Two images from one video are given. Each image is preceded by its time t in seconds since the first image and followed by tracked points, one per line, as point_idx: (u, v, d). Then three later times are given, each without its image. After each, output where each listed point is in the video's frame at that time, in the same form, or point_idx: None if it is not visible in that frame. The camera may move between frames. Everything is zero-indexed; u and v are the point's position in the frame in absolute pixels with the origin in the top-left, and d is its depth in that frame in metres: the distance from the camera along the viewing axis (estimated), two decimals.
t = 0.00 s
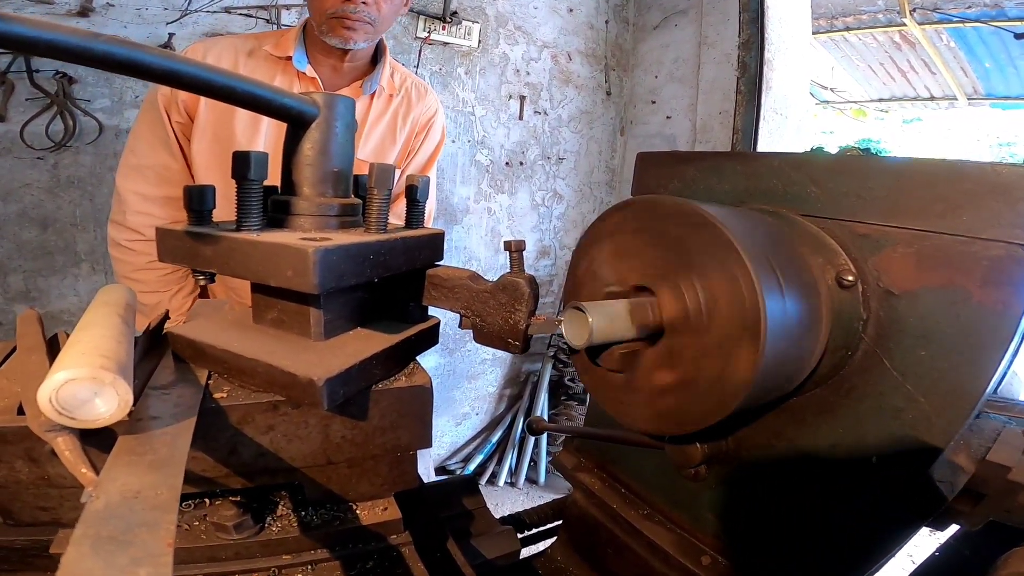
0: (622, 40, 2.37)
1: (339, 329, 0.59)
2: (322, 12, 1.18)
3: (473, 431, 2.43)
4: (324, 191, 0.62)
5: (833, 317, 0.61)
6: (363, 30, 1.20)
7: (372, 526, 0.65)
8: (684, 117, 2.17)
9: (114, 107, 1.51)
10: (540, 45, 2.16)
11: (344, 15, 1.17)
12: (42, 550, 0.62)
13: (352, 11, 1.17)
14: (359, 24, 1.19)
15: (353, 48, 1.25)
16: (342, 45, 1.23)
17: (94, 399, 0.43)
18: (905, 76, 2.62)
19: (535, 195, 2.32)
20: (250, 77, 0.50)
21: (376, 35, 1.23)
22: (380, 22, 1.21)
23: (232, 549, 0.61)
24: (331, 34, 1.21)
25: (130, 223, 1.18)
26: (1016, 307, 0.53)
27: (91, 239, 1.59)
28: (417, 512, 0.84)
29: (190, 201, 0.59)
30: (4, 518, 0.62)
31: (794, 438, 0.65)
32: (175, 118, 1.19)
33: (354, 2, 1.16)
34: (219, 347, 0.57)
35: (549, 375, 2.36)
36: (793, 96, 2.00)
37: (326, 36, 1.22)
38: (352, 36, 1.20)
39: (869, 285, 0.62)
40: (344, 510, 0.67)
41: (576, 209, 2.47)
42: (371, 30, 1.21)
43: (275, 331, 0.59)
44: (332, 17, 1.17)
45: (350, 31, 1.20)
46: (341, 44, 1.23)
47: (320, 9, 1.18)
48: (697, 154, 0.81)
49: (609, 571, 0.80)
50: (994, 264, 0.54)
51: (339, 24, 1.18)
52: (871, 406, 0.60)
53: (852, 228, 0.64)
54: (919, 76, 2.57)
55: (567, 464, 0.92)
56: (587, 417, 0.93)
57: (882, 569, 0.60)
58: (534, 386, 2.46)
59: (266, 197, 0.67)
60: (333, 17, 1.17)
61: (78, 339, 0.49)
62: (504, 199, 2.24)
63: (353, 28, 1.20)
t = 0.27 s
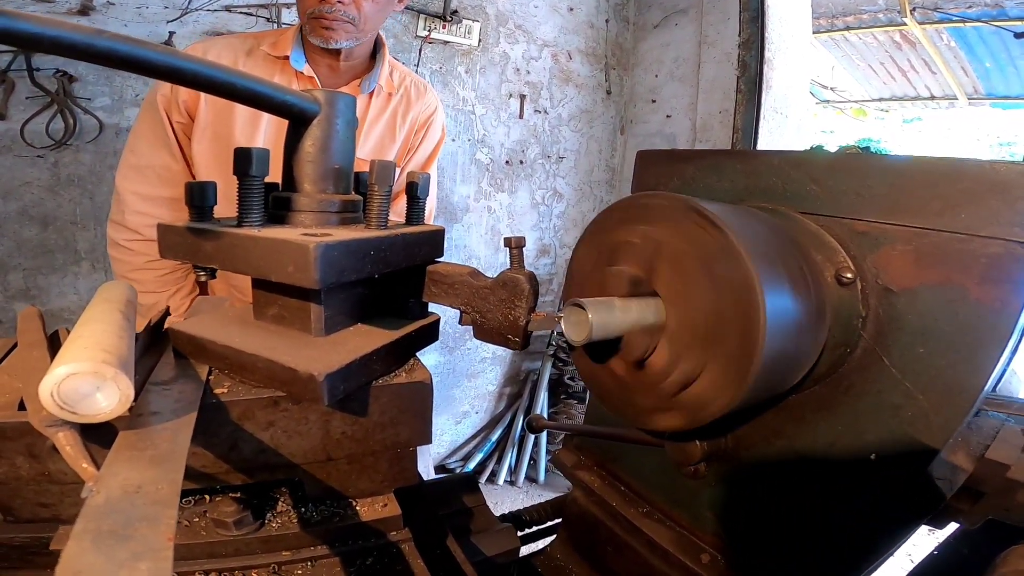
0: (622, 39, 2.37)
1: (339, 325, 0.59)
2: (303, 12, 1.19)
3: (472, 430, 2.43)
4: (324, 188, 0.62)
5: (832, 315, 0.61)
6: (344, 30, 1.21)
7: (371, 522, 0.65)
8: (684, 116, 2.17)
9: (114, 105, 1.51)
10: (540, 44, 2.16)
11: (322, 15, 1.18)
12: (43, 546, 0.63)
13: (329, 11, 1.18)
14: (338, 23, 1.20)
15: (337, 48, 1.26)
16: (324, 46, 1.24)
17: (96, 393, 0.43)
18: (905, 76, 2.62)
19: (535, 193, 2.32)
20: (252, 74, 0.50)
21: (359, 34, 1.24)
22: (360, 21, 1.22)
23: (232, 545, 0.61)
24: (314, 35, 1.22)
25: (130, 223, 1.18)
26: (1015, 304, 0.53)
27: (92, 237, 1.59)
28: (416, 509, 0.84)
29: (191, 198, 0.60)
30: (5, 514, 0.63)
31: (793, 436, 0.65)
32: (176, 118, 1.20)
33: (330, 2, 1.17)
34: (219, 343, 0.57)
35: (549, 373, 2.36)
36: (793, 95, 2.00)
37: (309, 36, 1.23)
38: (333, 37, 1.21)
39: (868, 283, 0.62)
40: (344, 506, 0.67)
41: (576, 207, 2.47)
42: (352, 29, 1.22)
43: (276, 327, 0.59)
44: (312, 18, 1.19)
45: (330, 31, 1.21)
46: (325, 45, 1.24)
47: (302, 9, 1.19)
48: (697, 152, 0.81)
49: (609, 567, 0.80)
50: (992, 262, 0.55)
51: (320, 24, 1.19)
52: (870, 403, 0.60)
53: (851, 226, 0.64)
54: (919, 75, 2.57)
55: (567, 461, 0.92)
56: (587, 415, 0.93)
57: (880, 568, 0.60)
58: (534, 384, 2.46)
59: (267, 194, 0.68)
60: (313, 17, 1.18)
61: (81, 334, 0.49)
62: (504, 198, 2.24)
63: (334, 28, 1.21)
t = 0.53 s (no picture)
0: (621, 37, 2.37)
1: (335, 322, 0.59)
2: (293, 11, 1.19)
3: (471, 429, 2.43)
4: (321, 184, 0.62)
5: (831, 312, 0.61)
6: (335, 27, 1.21)
7: (368, 521, 0.65)
8: (683, 114, 2.16)
9: (111, 104, 1.51)
10: (539, 42, 2.16)
11: (311, 14, 1.17)
12: (38, 545, 0.62)
13: (319, 9, 1.17)
14: (328, 22, 1.19)
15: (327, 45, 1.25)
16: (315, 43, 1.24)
17: (89, 390, 0.43)
18: (904, 74, 2.62)
19: (533, 192, 2.32)
20: (248, 70, 0.50)
21: (350, 31, 1.23)
22: (351, 18, 1.21)
23: (228, 543, 0.61)
24: (304, 33, 1.22)
25: (124, 219, 1.18)
26: (1014, 301, 0.53)
27: (89, 236, 1.59)
28: (414, 507, 0.84)
29: (187, 195, 0.59)
30: None
31: (791, 433, 0.65)
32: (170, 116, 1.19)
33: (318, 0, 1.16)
34: (215, 340, 0.56)
35: (548, 372, 2.36)
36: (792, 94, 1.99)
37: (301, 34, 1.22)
38: (323, 35, 1.21)
39: (867, 280, 0.61)
40: (341, 504, 0.67)
41: (575, 206, 2.46)
42: (343, 27, 1.21)
43: (271, 324, 0.59)
44: (302, 17, 1.18)
45: (321, 29, 1.20)
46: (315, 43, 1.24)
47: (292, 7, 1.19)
48: (695, 149, 0.81)
49: (607, 565, 0.80)
50: (991, 258, 0.54)
51: (309, 23, 1.19)
52: (869, 400, 0.60)
53: (850, 222, 0.64)
54: (918, 74, 2.57)
55: (565, 459, 0.92)
56: (586, 413, 0.93)
57: (878, 567, 0.60)
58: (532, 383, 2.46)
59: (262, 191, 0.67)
60: (302, 16, 1.18)
61: (75, 331, 0.49)
62: (503, 196, 2.24)
63: (324, 27, 1.20)
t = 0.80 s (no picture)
0: (620, 37, 2.37)
1: (335, 324, 0.59)
2: (295, 13, 1.20)
3: (470, 429, 2.43)
4: (320, 186, 0.62)
5: (831, 314, 0.60)
6: (336, 29, 1.21)
7: (369, 523, 0.65)
8: (683, 115, 2.17)
9: (111, 104, 1.51)
10: (538, 43, 2.16)
11: (314, 16, 1.18)
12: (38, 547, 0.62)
13: (321, 12, 1.18)
14: (330, 24, 1.20)
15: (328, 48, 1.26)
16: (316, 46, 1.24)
17: (89, 394, 0.43)
18: (903, 75, 2.62)
19: (533, 192, 2.32)
20: (247, 72, 0.50)
21: (351, 33, 1.24)
22: (352, 21, 1.22)
23: (228, 546, 0.61)
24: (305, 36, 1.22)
25: (121, 218, 1.18)
26: (1014, 303, 0.53)
27: (88, 236, 1.59)
28: (414, 509, 0.84)
29: (186, 198, 0.59)
30: None
31: (792, 436, 0.64)
32: (169, 116, 1.19)
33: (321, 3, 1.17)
34: (214, 343, 0.56)
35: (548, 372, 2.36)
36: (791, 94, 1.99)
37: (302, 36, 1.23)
38: (325, 36, 1.21)
39: (867, 282, 0.61)
40: (341, 507, 0.67)
41: (575, 206, 2.46)
42: (344, 29, 1.22)
43: (272, 327, 0.59)
44: (304, 19, 1.19)
45: (322, 31, 1.21)
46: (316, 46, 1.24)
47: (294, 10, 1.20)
48: (696, 151, 0.81)
49: (607, 567, 0.80)
50: (991, 261, 0.54)
51: (310, 24, 1.20)
52: (870, 402, 0.60)
53: (850, 225, 0.64)
54: (917, 75, 2.57)
55: (565, 460, 0.92)
56: (586, 414, 0.93)
57: (879, 568, 0.60)
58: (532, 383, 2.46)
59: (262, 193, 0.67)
60: (304, 17, 1.19)
61: (75, 334, 0.49)
62: (503, 196, 2.24)
63: (326, 29, 1.21)
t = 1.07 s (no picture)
0: (620, 37, 2.37)
1: (332, 323, 0.58)
2: (304, 12, 1.17)
3: (469, 429, 2.42)
4: (317, 184, 0.61)
5: (832, 313, 0.60)
6: (346, 29, 1.20)
7: (366, 523, 0.65)
8: (682, 114, 2.16)
9: (108, 103, 1.50)
10: (538, 42, 2.15)
11: (326, 15, 1.16)
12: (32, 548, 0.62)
13: (333, 11, 1.16)
14: (342, 23, 1.18)
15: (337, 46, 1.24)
16: (326, 44, 1.23)
17: (81, 394, 0.42)
18: (902, 75, 2.62)
19: (532, 192, 2.32)
20: (244, 68, 0.49)
21: (361, 32, 1.22)
22: (363, 20, 1.20)
23: (224, 546, 0.60)
24: (315, 35, 1.21)
25: (116, 213, 1.17)
26: (1016, 303, 0.52)
27: (85, 235, 1.58)
28: (412, 509, 0.84)
29: (182, 195, 0.59)
30: None
31: (791, 436, 0.64)
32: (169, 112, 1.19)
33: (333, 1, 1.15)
34: (209, 342, 0.56)
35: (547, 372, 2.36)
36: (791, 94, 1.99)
37: (312, 35, 1.21)
38: (336, 36, 1.20)
39: (868, 281, 0.61)
40: (338, 507, 0.67)
41: (574, 206, 2.46)
42: (355, 29, 1.20)
43: (268, 326, 0.58)
44: (315, 17, 1.17)
45: (333, 30, 1.19)
46: (325, 44, 1.23)
47: (302, 9, 1.17)
48: (695, 150, 0.81)
49: (605, 567, 0.79)
50: (993, 260, 0.54)
51: (321, 24, 1.18)
52: (870, 401, 0.60)
53: (851, 224, 0.64)
54: (916, 75, 2.57)
55: (563, 460, 0.91)
56: (585, 414, 0.92)
57: (878, 568, 0.60)
58: (531, 383, 2.46)
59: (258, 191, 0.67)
60: (315, 18, 1.17)
61: (68, 332, 0.48)
62: (502, 196, 2.24)
63: (337, 27, 1.19)
